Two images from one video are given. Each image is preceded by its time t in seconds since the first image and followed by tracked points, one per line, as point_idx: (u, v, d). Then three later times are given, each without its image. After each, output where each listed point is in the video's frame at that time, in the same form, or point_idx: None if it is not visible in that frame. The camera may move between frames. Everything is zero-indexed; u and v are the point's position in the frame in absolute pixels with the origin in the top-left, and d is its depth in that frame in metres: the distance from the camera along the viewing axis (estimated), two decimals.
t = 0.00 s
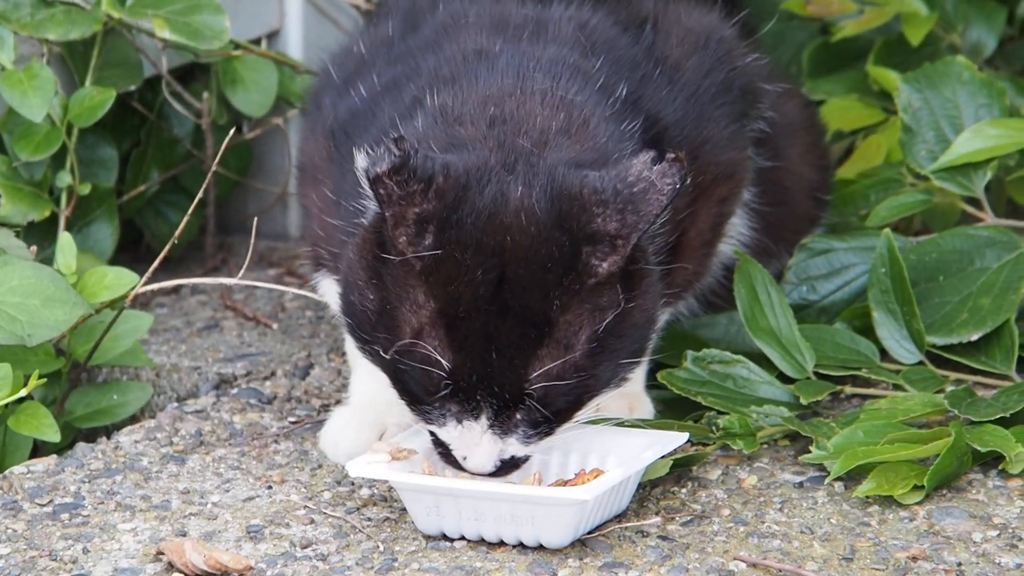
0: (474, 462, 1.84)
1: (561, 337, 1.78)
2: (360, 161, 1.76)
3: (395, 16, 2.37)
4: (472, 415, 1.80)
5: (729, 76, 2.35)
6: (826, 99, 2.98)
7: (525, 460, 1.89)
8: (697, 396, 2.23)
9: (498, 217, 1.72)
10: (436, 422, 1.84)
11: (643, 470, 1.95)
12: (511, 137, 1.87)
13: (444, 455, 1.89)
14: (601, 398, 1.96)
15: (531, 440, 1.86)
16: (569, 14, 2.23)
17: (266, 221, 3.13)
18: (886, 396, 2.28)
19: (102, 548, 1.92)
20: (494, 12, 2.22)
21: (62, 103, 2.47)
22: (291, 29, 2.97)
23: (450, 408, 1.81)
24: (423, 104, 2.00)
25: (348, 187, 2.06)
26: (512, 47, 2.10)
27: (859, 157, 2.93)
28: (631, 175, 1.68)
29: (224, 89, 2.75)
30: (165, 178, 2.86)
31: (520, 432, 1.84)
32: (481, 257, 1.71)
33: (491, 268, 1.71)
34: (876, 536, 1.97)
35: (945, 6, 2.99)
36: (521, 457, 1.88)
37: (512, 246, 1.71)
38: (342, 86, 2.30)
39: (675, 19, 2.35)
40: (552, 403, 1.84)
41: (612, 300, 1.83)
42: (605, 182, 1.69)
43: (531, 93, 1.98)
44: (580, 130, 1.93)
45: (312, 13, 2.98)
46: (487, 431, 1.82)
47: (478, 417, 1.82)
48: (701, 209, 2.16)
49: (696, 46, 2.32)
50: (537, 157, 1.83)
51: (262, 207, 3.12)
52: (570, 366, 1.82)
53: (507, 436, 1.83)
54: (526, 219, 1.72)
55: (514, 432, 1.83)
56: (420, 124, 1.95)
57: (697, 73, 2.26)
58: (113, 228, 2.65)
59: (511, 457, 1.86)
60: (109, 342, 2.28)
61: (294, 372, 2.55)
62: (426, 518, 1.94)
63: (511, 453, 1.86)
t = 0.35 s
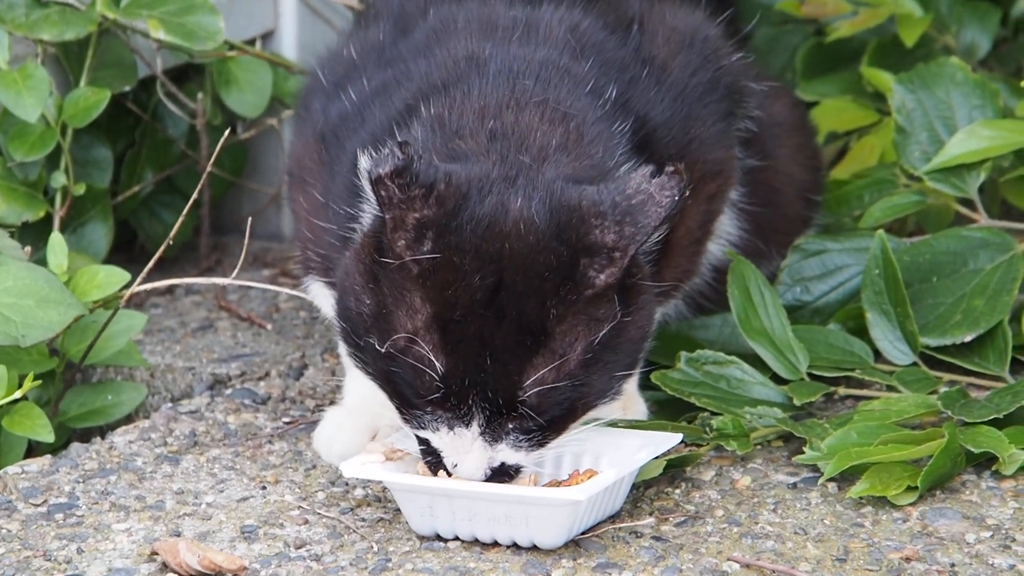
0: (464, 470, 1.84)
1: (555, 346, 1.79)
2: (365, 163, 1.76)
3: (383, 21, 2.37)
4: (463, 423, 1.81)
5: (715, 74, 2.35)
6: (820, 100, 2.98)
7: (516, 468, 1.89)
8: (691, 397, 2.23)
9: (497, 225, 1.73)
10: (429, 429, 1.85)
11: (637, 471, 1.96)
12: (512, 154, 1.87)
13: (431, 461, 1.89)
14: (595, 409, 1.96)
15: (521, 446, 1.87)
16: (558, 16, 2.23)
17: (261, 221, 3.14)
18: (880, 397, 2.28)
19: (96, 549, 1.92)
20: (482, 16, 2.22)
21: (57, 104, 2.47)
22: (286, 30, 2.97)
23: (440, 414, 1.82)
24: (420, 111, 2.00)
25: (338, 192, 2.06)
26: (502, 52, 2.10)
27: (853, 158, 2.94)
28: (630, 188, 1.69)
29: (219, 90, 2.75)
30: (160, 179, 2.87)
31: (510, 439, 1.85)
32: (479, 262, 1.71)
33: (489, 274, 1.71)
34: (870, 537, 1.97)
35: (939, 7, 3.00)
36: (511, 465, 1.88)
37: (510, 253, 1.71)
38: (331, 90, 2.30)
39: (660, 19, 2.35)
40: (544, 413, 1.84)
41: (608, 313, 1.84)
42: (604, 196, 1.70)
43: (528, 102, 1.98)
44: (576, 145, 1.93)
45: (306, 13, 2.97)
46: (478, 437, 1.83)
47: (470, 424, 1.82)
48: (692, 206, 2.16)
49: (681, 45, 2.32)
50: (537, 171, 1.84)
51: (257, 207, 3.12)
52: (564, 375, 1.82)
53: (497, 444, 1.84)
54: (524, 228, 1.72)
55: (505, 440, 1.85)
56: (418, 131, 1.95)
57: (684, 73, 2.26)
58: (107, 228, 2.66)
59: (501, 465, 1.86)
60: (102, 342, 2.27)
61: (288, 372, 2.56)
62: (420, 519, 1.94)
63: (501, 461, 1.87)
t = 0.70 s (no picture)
0: (468, 464, 1.84)
1: (560, 344, 1.79)
2: (369, 160, 1.76)
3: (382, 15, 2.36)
4: (466, 417, 1.81)
5: (712, 68, 2.35)
6: (817, 95, 2.98)
7: (518, 464, 1.89)
8: (688, 391, 2.23)
9: (501, 224, 1.73)
10: (431, 423, 1.85)
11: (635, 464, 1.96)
12: (515, 151, 1.87)
13: (433, 458, 1.88)
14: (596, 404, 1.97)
15: (522, 442, 1.87)
16: (557, 10, 2.23)
17: (260, 216, 3.14)
18: (877, 391, 2.28)
19: (93, 541, 1.92)
20: (481, 11, 2.21)
21: (55, 97, 2.47)
22: (284, 25, 2.97)
23: (443, 409, 1.82)
24: (423, 107, 2.01)
25: (338, 186, 2.06)
26: (502, 47, 2.11)
27: (851, 152, 2.93)
28: (634, 188, 1.69)
29: (217, 84, 2.76)
30: (158, 173, 2.87)
31: (513, 434, 1.85)
32: (484, 261, 1.72)
33: (494, 271, 1.72)
34: (866, 531, 1.97)
35: (936, 2, 3.00)
36: (513, 459, 1.89)
37: (515, 252, 1.72)
38: (330, 84, 2.30)
39: (657, 13, 2.35)
40: (548, 409, 1.85)
41: (612, 312, 1.84)
42: (608, 195, 1.71)
43: (529, 99, 1.98)
44: (576, 140, 1.94)
45: (305, 8, 2.97)
46: (481, 432, 1.83)
47: (472, 418, 1.83)
48: (690, 201, 2.16)
49: (679, 39, 2.32)
50: (539, 169, 1.84)
51: (254, 201, 3.12)
52: (568, 371, 1.83)
53: (499, 437, 1.84)
54: (529, 227, 1.73)
55: (507, 433, 1.85)
56: (420, 128, 1.96)
57: (680, 67, 2.26)
58: (105, 221, 2.66)
59: (503, 459, 1.87)
60: (101, 335, 2.28)
61: (286, 366, 2.56)
62: (418, 514, 1.94)
63: (503, 454, 1.87)
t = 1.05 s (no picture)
0: (473, 461, 1.85)
1: (562, 339, 1.79)
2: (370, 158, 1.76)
3: (384, 14, 2.36)
4: (472, 414, 1.82)
5: (713, 67, 2.35)
6: (819, 93, 2.98)
7: (523, 459, 1.89)
8: (689, 388, 2.24)
9: (501, 219, 1.73)
10: (437, 420, 1.85)
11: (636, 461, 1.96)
12: (515, 145, 1.87)
13: (440, 454, 1.90)
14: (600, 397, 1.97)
15: (528, 438, 1.87)
16: (560, 7, 2.23)
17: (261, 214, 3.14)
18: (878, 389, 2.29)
19: (95, 538, 1.92)
20: (483, 8, 2.21)
21: (56, 94, 2.47)
22: (285, 22, 2.97)
23: (448, 406, 1.83)
24: (425, 102, 2.01)
25: (340, 183, 2.06)
26: (504, 44, 2.11)
27: (852, 150, 2.94)
28: (631, 179, 1.69)
29: (219, 82, 2.76)
30: (159, 170, 2.87)
31: (517, 431, 1.85)
32: (484, 256, 1.71)
33: (495, 267, 1.72)
34: (867, 529, 1.98)
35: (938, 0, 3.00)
36: (518, 456, 1.89)
37: (515, 246, 1.72)
38: (332, 82, 2.30)
39: (659, 10, 2.34)
40: (550, 405, 1.85)
41: (614, 305, 1.84)
42: (607, 187, 1.70)
43: (530, 95, 1.98)
44: (577, 133, 1.94)
45: (306, 6, 2.97)
46: (486, 429, 1.83)
47: (478, 415, 1.83)
48: (691, 197, 2.16)
49: (680, 37, 2.32)
50: (540, 163, 1.83)
51: (256, 199, 3.12)
52: (570, 368, 1.83)
53: (504, 434, 1.84)
54: (529, 221, 1.73)
55: (512, 430, 1.85)
56: (422, 123, 1.96)
57: (682, 65, 2.26)
58: (107, 219, 2.66)
59: (509, 456, 1.87)
60: (102, 333, 2.28)
61: (287, 363, 2.56)
62: (419, 511, 1.94)
63: (508, 451, 1.87)
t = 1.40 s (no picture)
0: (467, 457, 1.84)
1: (562, 343, 1.79)
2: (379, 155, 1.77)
3: (387, 13, 2.36)
4: (466, 411, 1.81)
5: (718, 67, 2.35)
6: (823, 93, 2.98)
7: (516, 460, 1.89)
8: (692, 388, 2.24)
9: (507, 220, 1.73)
10: (433, 416, 1.85)
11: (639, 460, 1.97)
12: (523, 148, 1.87)
13: (434, 450, 1.89)
14: (598, 402, 1.97)
15: (523, 439, 1.87)
16: (564, 8, 2.23)
17: (265, 213, 3.14)
18: (882, 388, 2.29)
19: (99, 537, 1.92)
20: (487, 8, 2.21)
21: (61, 94, 2.48)
22: (290, 22, 2.97)
23: (444, 403, 1.83)
24: (431, 103, 2.01)
25: (344, 183, 2.06)
26: (508, 45, 2.11)
27: (856, 151, 2.95)
28: (637, 188, 1.68)
29: (223, 81, 2.76)
30: (164, 170, 2.87)
31: (513, 430, 1.85)
32: (489, 256, 1.72)
33: (499, 266, 1.72)
34: (871, 528, 1.98)
35: None
36: (511, 456, 1.88)
37: (520, 247, 1.72)
38: (335, 81, 2.30)
39: (664, 10, 2.34)
40: (548, 407, 1.85)
41: (615, 313, 1.84)
42: (612, 193, 1.70)
43: (536, 98, 1.98)
44: (585, 139, 1.94)
45: (310, 5, 2.97)
46: (480, 427, 1.83)
47: (473, 414, 1.82)
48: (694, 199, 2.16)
49: (684, 37, 2.32)
50: (548, 167, 1.84)
51: (260, 198, 3.12)
52: (568, 370, 1.83)
53: (499, 434, 1.84)
54: (535, 223, 1.73)
55: (507, 430, 1.85)
56: (428, 123, 1.96)
57: (686, 64, 2.26)
58: (111, 218, 2.66)
59: (502, 456, 1.87)
60: (106, 332, 2.28)
61: (291, 362, 2.56)
62: (423, 511, 1.94)
63: (502, 451, 1.87)
